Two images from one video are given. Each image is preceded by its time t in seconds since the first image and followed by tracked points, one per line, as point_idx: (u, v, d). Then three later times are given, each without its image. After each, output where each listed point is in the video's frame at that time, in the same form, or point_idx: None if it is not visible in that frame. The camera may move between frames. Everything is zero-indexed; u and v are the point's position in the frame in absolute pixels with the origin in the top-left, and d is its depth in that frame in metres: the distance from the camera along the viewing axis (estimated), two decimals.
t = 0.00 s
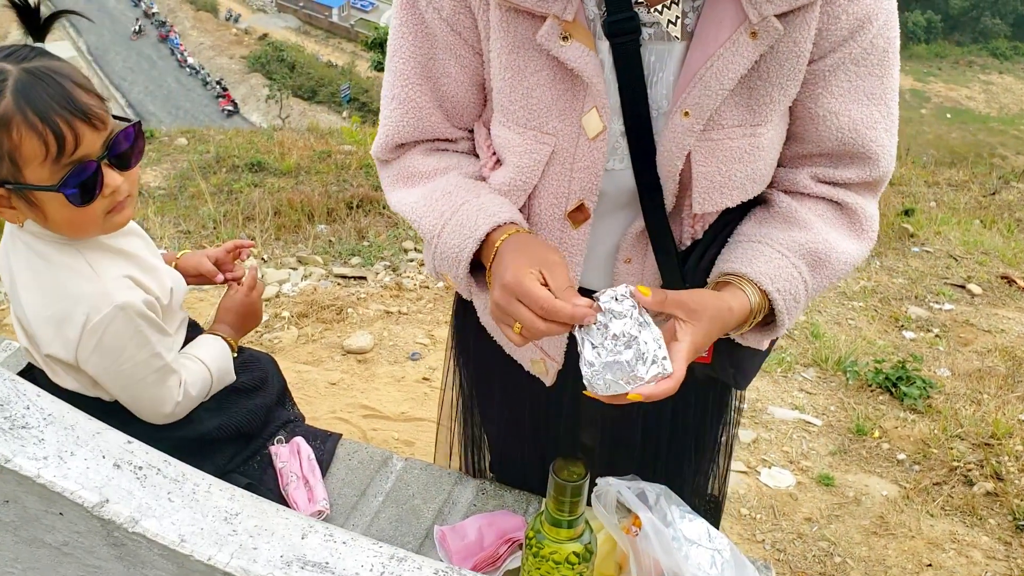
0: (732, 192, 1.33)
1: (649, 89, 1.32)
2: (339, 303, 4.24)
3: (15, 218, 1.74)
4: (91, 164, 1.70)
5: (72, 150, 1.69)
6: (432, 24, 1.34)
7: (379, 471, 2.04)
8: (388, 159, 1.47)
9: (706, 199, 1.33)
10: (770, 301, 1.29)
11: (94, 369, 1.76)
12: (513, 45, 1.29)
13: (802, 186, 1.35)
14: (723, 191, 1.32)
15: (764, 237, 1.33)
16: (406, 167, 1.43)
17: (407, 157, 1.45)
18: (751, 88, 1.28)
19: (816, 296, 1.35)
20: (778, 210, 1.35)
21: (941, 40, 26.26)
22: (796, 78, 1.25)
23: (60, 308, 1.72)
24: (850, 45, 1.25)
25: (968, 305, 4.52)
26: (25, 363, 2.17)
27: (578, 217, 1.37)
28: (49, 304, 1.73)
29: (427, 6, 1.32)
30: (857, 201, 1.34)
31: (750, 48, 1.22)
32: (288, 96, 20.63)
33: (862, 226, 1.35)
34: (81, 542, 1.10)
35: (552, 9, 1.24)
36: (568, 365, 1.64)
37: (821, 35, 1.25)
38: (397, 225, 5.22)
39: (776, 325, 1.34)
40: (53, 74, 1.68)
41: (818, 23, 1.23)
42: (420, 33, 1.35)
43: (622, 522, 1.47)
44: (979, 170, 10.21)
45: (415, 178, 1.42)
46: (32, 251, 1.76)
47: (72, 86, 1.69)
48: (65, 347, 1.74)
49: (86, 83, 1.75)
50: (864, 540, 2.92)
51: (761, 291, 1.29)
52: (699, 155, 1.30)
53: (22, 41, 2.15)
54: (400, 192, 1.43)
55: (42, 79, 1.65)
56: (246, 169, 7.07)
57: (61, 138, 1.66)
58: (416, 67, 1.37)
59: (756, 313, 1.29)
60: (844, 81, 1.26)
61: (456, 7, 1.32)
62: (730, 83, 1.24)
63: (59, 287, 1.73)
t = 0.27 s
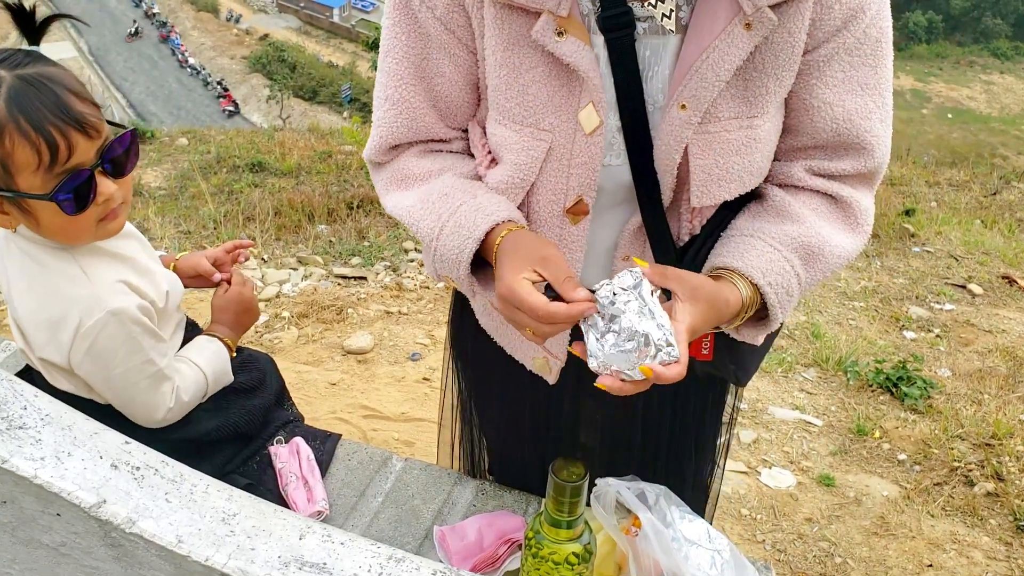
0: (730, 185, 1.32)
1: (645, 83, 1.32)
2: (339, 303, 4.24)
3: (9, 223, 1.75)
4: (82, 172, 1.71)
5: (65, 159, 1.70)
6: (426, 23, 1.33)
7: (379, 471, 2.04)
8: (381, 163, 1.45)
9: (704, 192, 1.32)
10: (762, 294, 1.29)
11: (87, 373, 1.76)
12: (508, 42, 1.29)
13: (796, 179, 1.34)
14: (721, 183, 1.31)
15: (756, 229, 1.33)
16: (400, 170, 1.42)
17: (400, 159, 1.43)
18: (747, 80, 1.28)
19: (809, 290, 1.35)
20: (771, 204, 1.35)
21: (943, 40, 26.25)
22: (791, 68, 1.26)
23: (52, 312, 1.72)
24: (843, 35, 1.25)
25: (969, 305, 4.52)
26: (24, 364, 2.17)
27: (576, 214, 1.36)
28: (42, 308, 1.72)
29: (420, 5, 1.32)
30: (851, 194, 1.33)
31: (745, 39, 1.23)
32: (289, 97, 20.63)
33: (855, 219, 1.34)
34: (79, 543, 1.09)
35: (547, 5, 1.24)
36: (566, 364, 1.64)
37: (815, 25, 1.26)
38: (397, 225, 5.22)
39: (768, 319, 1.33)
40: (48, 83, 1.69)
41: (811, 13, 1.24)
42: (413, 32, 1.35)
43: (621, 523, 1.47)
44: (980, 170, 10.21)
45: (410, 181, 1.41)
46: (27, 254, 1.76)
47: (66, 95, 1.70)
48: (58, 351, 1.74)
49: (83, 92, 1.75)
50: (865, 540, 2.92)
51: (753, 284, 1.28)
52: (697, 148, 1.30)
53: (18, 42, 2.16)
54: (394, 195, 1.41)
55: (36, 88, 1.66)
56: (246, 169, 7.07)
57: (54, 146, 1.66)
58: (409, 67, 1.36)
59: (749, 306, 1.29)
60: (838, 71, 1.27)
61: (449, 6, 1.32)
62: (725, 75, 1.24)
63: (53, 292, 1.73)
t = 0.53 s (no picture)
0: (730, 184, 1.32)
1: (644, 81, 1.32)
2: (341, 304, 4.24)
3: (6, 230, 1.74)
4: (80, 179, 1.70)
5: (63, 166, 1.69)
6: (423, 23, 1.33)
7: (381, 472, 2.04)
8: (375, 160, 1.46)
9: (704, 190, 1.32)
10: (765, 289, 1.28)
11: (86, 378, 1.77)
12: (507, 40, 1.29)
13: (796, 177, 1.34)
14: (721, 182, 1.31)
15: (758, 226, 1.32)
16: (392, 167, 1.43)
17: (393, 158, 1.44)
18: (746, 78, 1.28)
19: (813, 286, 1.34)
20: (772, 201, 1.34)
21: (944, 41, 26.24)
22: (790, 66, 1.26)
23: (53, 318, 1.73)
24: (841, 33, 1.26)
25: (970, 306, 4.52)
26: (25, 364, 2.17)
27: (575, 213, 1.36)
28: (42, 313, 1.73)
29: (419, 5, 1.32)
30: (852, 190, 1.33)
31: (743, 37, 1.23)
32: (290, 98, 20.63)
33: (857, 215, 1.34)
34: (81, 543, 1.09)
35: (546, 3, 1.24)
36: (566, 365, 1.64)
37: (813, 24, 1.26)
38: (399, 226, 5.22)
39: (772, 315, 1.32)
40: (45, 89, 1.67)
41: (809, 11, 1.24)
42: (411, 32, 1.35)
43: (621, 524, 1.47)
44: (982, 171, 10.21)
45: (400, 179, 1.41)
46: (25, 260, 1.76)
47: (64, 102, 1.68)
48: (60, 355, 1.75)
49: (80, 98, 1.74)
50: (866, 541, 2.92)
51: (757, 279, 1.28)
52: (696, 146, 1.30)
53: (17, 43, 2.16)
54: (385, 193, 1.42)
55: (34, 95, 1.64)
56: (247, 170, 7.07)
57: (52, 154, 1.65)
58: (406, 66, 1.36)
59: (755, 303, 1.28)
60: (836, 69, 1.27)
61: (447, 6, 1.32)
62: (724, 72, 1.24)
63: (52, 300, 1.73)
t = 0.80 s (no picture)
0: (729, 184, 1.32)
1: (642, 81, 1.32)
2: (341, 305, 4.24)
3: None
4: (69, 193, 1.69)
5: (50, 182, 1.68)
6: (423, 23, 1.33)
7: (381, 473, 2.04)
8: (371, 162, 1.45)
9: (702, 190, 1.32)
10: (761, 288, 1.28)
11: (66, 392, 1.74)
12: (506, 39, 1.29)
13: (792, 178, 1.34)
14: (718, 182, 1.31)
15: (754, 225, 1.32)
16: (386, 169, 1.42)
17: (388, 160, 1.43)
18: (743, 78, 1.28)
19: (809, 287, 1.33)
20: (768, 201, 1.34)
21: (944, 40, 26.23)
22: (786, 66, 1.26)
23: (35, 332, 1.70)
24: (838, 33, 1.26)
25: (971, 305, 4.52)
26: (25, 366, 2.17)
27: (573, 213, 1.36)
28: (24, 327, 1.70)
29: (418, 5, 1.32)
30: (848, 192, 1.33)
31: (741, 37, 1.23)
32: (291, 99, 20.64)
33: (853, 217, 1.34)
34: (81, 544, 1.10)
35: (544, 3, 1.24)
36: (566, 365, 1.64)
37: (810, 23, 1.26)
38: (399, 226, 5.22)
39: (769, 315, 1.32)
40: (30, 104, 1.66)
41: (806, 11, 1.24)
42: (410, 32, 1.34)
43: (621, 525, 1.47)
44: (982, 170, 10.20)
45: (393, 180, 1.40)
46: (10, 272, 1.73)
47: (49, 117, 1.68)
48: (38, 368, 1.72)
49: (65, 112, 1.73)
50: (867, 541, 2.92)
51: (753, 278, 1.28)
52: (694, 146, 1.30)
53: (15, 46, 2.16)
54: (378, 195, 1.41)
55: (18, 111, 1.63)
56: (248, 171, 7.07)
57: (38, 171, 1.64)
58: (403, 67, 1.35)
59: (750, 303, 1.29)
60: (833, 69, 1.27)
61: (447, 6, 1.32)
62: (722, 72, 1.24)
63: (38, 313, 1.71)
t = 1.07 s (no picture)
0: (733, 182, 1.32)
1: (644, 80, 1.33)
2: (343, 305, 4.25)
3: None
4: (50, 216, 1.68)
5: (32, 207, 1.67)
6: (423, 10, 1.29)
7: (383, 473, 2.04)
8: (347, 140, 1.33)
9: (706, 188, 1.32)
10: (780, 274, 1.26)
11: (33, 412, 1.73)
12: (511, 36, 1.28)
13: (802, 171, 1.34)
14: (723, 180, 1.32)
15: (768, 216, 1.31)
16: (366, 146, 1.30)
17: (367, 135, 1.31)
18: (747, 76, 1.28)
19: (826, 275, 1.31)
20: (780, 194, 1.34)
21: (946, 41, 26.22)
22: (791, 63, 1.26)
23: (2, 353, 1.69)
24: (843, 29, 1.26)
25: (973, 306, 4.52)
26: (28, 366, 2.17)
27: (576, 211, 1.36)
28: None
29: None
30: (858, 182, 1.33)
31: (744, 35, 1.23)
32: (292, 99, 20.65)
33: (864, 207, 1.33)
34: (85, 544, 1.10)
35: None
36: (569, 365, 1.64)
37: (815, 20, 1.26)
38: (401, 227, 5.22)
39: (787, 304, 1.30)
40: (11, 128, 1.66)
41: (811, 7, 1.24)
42: (407, 17, 1.30)
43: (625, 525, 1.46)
44: (984, 171, 10.20)
45: (378, 150, 1.29)
46: None
47: (31, 140, 1.67)
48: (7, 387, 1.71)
49: (48, 134, 1.73)
50: (869, 542, 2.91)
51: (772, 264, 1.26)
52: (697, 144, 1.30)
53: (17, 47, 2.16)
54: (361, 166, 1.29)
55: None
56: (249, 172, 7.07)
57: (20, 195, 1.63)
58: (399, 48, 1.29)
59: (768, 291, 1.27)
60: (837, 66, 1.28)
61: None
62: (726, 70, 1.24)
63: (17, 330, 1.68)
